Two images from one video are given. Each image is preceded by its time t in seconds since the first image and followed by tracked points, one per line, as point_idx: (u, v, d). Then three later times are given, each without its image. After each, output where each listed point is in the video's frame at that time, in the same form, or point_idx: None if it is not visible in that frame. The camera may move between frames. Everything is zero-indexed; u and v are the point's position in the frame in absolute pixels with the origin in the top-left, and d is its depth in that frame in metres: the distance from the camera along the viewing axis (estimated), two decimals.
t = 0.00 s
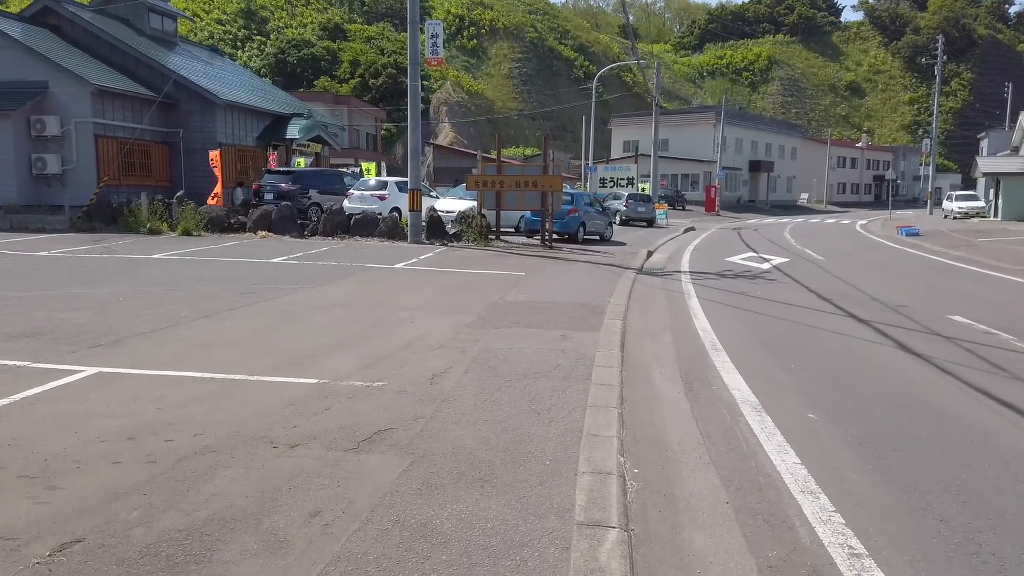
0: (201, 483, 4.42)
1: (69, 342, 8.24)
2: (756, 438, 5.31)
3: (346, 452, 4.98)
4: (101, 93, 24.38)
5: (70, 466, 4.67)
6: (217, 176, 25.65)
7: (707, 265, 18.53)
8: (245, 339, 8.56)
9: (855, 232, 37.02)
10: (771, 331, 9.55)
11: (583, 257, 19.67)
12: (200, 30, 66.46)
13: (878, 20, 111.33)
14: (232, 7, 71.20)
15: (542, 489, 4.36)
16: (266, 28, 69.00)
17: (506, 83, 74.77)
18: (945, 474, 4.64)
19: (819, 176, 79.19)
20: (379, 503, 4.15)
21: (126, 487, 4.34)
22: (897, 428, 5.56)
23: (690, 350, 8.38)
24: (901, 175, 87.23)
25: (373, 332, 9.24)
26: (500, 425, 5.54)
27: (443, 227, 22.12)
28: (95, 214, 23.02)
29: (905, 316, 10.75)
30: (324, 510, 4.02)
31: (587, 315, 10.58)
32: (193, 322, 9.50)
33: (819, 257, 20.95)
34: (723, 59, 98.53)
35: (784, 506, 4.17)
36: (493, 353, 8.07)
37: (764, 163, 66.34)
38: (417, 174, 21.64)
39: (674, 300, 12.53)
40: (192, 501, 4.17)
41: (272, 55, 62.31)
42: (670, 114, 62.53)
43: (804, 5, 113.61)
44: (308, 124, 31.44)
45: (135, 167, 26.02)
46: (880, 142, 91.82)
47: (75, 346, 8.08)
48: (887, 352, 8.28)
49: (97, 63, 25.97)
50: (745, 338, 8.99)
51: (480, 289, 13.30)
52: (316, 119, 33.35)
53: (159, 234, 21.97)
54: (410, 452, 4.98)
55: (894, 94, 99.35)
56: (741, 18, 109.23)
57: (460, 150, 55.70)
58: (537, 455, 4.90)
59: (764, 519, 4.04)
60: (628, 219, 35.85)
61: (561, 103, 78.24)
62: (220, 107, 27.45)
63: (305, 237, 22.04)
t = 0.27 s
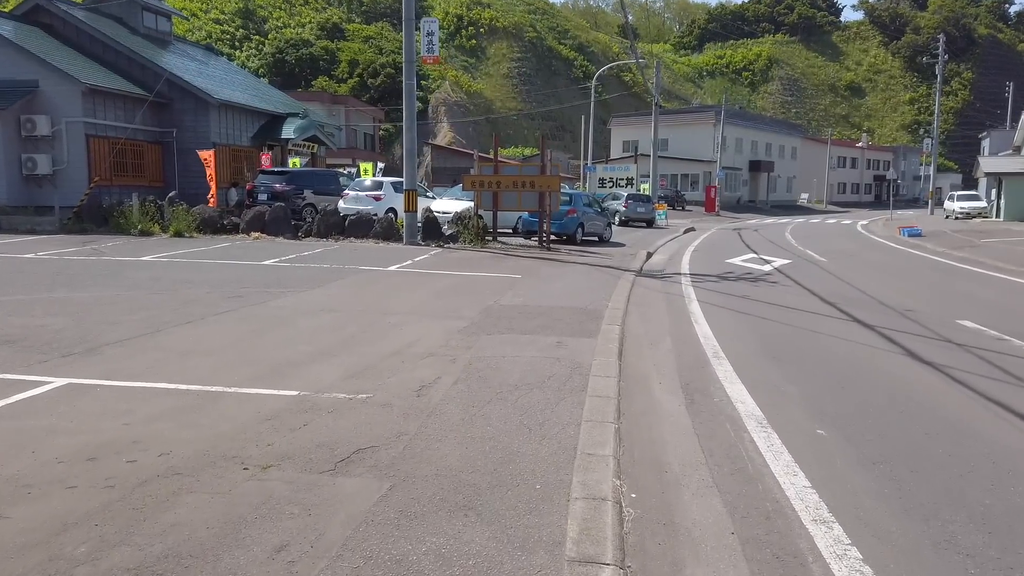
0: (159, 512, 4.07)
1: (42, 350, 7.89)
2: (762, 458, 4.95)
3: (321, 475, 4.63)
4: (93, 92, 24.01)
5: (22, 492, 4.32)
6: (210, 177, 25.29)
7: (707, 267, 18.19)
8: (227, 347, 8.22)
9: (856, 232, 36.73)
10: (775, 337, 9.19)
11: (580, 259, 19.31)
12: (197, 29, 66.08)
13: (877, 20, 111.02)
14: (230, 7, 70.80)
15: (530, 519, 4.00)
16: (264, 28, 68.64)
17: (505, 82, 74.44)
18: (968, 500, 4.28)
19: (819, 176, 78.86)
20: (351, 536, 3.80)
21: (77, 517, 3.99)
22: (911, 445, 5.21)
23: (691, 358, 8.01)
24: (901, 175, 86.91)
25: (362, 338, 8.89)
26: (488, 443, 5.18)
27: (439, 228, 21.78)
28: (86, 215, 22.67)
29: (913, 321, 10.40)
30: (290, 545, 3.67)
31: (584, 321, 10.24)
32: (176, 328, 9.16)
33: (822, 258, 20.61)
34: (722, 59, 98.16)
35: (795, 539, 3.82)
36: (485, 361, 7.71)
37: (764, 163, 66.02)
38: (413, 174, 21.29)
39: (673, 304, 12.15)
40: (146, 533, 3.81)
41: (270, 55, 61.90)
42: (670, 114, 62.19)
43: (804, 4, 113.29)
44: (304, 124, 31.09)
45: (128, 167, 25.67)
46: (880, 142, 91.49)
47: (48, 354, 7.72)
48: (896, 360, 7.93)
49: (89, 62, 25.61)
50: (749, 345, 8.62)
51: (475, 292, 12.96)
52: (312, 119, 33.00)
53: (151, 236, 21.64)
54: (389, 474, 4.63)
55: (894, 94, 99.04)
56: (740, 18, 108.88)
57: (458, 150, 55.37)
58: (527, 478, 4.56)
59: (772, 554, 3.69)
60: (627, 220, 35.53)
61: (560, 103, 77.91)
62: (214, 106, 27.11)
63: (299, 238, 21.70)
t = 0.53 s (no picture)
0: (117, 540, 3.73)
1: (16, 357, 7.55)
2: (773, 477, 4.61)
3: (298, 497, 4.29)
4: (84, 90, 23.67)
5: None
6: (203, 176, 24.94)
7: (708, 268, 17.87)
8: (209, 354, 7.86)
9: (857, 232, 36.41)
10: (781, 341, 8.85)
11: (579, 260, 18.98)
12: (194, 28, 65.66)
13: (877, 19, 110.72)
14: (227, 6, 70.36)
15: (522, 549, 3.66)
16: (261, 27, 68.21)
17: (503, 82, 74.06)
18: (998, 526, 3.95)
19: (818, 175, 78.55)
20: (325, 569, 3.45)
21: (28, 546, 3.66)
22: (930, 463, 4.88)
23: (695, 365, 7.68)
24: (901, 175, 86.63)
25: (352, 344, 8.55)
26: (479, 460, 4.84)
27: (435, 229, 21.44)
28: (77, 215, 22.32)
29: (922, 325, 10.06)
30: None
31: (582, 325, 9.90)
32: (158, 333, 8.81)
33: (824, 259, 20.29)
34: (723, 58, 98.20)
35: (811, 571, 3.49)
36: (479, 368, 7.37)
37: (764, 163, 65.70)
38: (408, 173, 20.94)
39: (673, 307, 11.82)
40: (101, 566, 3.47)
41: (267, 54, 61.49)
42: (669, 113, 61.84)
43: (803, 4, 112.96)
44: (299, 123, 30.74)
45: (120, 167, 25.31)
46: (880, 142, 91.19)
47: (22, 361, 7.39)
48: (908, 366, 7.60)
49: (80, 60, 25.25)
50: (754, 351, 8.29)
51: (471, 295, 12.62)
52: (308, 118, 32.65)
53: (142, 236, 21.29)
54: (371, 496, 4.29)
55: (893, 93, 98.75)
56: (739, 17, 108.55)
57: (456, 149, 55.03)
58: (520, 500, 4.22)
59: None
60: (626, 220, 35.21)
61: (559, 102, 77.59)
62: (207, 105, 26.78)
63: (293, 239, 21.36)
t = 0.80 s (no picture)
0: (67, 569, 3.34)
1: None
2: (797, 495, 4.21)
3: (275, 516, 3.89)
4: (76, 86, 23.28)
5: None
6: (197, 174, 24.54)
7: (711, 267, 17.50)
8: (190, 356, 7.45)
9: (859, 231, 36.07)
10: (792, 344, 8.46)
11: (579, 259, 18.59)
12: (192, 26, 65.20)
13: (877, 19, 110.44)
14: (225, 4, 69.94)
15: None
16: (259, 25, 67.78)
17: (502, 81, 73.68)
18: None
19: (819, 175, 78.22)
20: None
21: None
22: (966, 477, 4.48)
23: (704, 368, 7.28)
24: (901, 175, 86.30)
25: (342, 345, 8.14)
26: (475, 474, 4.44)
27: (432, 227, 21.04)
28: (68, 213, 21.91)
29: (938, 326, 9.67)
30: None
31: (584, 325, 9.50)
32: (139, 334, 8.40)
33: (829, 258, 19.91)
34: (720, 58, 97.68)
35: None
36: (475, 372, 6.96)
37: (764, 162, 65.33)
38: (405, 171, 20.53)
39: (678, 307, 11.42)
40: None
41: (265, 52, 61.00)
42: (669, 112, 61.46)
43: (804, 4, 112.65)
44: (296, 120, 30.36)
45: (113, 164, 24.92)
46: (880, 141, 90.89)
47: None
48: (929, 369, 7.19)
49: (72, 56, 24.85)
50: (765, 354, 7.88)
51: (469, 294, 12.22)
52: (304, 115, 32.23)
53: (134, 234, 20.85)
54: (354, 516, 3.88)
55: (894, 93, 98.42)
56: (739, 17, 108.24)
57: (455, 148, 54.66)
58: (518, 521, 3.82)
59: None
60: (627, 219, 34.84)
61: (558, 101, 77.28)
62: (202, 102, 26.39)
63: (288, 238, 20.98)
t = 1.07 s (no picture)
0: None
1: None
2: (817, 521, 3.85)
3: (243, 547, 3.53)
4: (67, 83, 22.92)
5: None
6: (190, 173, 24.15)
7: (713, 268, 17.14)
8: (169, 362, 7.07)
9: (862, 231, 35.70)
10: (802, 349, 8.09)
11: (578, 259, 18.22)
12: (190, 25, 64.79)
13: (877, 18, 110.12)
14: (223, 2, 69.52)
15: None
16: (257, 24, 67.36)
17: (501, 80, 73.23)
18: None
19: (819, 175, 77.89)
20: None
21: None
22: (998, 500, 4.11)
23: (710, 375, 6.91)
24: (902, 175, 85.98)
25: (330, 350, 7.77)
26: (466, 497, 4.08)
27: (429, 227, 20.67)
28: (59, 212, 21.54)
29: (952, 330, 9.30)
30: None
31: (584, 329, 9.13)
32: (118, 339, 8.02)
33: (834, 259, 19.54)
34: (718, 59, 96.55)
35: None
36: (469, 380, 6.60)
37: (765, 162, 64.99)
38: (401, 169, 20.15)
39: (681, 310, 11.05)
40: None
41: (263, 51, 60.51)
42: (670, 112, 61.08)
43: (804, 3, 112.31)
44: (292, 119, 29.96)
45: (105, 163, 24.55)
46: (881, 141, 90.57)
47: None
48: (948, 378, 6.82)
49: (63, 52, 24.47)
50: (774, 359, 7.52)
51: (465, 296, 11.84)
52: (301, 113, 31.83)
53: (125, 234, 20.45)
54: (331, 546, 3.52)
55: (894, 93, 98.06)
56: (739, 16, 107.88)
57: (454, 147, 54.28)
58: (511, 552, 3.46)
59: None
60: (627, 219, 34.48)
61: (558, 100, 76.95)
62: (196, 99, 26.03)
63: (282, 237, 20.62)
